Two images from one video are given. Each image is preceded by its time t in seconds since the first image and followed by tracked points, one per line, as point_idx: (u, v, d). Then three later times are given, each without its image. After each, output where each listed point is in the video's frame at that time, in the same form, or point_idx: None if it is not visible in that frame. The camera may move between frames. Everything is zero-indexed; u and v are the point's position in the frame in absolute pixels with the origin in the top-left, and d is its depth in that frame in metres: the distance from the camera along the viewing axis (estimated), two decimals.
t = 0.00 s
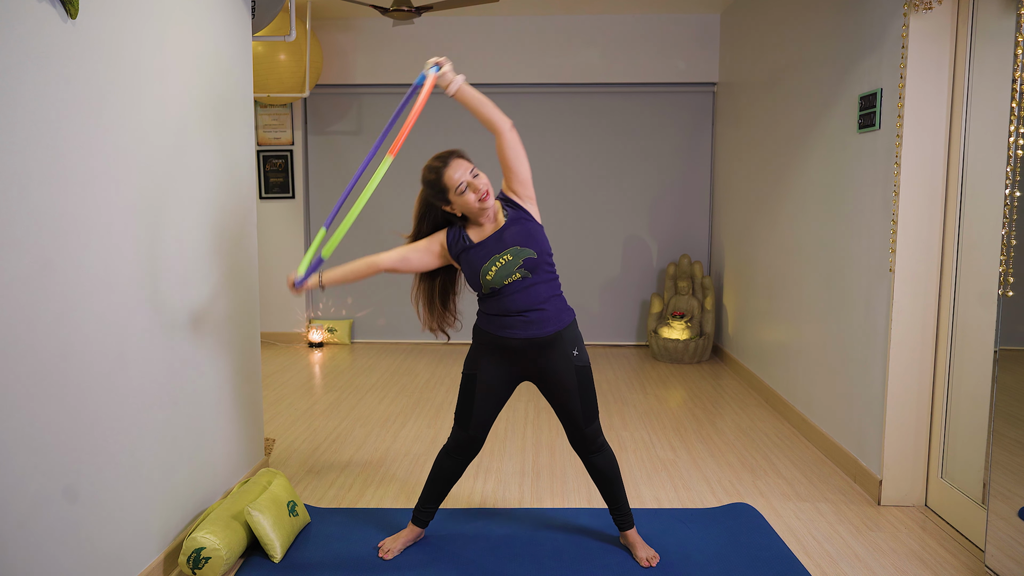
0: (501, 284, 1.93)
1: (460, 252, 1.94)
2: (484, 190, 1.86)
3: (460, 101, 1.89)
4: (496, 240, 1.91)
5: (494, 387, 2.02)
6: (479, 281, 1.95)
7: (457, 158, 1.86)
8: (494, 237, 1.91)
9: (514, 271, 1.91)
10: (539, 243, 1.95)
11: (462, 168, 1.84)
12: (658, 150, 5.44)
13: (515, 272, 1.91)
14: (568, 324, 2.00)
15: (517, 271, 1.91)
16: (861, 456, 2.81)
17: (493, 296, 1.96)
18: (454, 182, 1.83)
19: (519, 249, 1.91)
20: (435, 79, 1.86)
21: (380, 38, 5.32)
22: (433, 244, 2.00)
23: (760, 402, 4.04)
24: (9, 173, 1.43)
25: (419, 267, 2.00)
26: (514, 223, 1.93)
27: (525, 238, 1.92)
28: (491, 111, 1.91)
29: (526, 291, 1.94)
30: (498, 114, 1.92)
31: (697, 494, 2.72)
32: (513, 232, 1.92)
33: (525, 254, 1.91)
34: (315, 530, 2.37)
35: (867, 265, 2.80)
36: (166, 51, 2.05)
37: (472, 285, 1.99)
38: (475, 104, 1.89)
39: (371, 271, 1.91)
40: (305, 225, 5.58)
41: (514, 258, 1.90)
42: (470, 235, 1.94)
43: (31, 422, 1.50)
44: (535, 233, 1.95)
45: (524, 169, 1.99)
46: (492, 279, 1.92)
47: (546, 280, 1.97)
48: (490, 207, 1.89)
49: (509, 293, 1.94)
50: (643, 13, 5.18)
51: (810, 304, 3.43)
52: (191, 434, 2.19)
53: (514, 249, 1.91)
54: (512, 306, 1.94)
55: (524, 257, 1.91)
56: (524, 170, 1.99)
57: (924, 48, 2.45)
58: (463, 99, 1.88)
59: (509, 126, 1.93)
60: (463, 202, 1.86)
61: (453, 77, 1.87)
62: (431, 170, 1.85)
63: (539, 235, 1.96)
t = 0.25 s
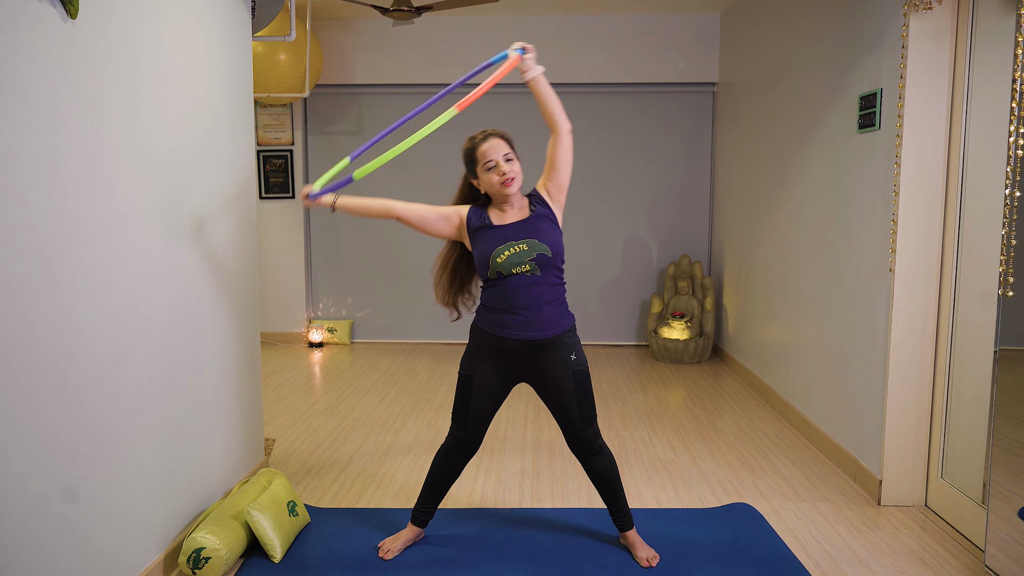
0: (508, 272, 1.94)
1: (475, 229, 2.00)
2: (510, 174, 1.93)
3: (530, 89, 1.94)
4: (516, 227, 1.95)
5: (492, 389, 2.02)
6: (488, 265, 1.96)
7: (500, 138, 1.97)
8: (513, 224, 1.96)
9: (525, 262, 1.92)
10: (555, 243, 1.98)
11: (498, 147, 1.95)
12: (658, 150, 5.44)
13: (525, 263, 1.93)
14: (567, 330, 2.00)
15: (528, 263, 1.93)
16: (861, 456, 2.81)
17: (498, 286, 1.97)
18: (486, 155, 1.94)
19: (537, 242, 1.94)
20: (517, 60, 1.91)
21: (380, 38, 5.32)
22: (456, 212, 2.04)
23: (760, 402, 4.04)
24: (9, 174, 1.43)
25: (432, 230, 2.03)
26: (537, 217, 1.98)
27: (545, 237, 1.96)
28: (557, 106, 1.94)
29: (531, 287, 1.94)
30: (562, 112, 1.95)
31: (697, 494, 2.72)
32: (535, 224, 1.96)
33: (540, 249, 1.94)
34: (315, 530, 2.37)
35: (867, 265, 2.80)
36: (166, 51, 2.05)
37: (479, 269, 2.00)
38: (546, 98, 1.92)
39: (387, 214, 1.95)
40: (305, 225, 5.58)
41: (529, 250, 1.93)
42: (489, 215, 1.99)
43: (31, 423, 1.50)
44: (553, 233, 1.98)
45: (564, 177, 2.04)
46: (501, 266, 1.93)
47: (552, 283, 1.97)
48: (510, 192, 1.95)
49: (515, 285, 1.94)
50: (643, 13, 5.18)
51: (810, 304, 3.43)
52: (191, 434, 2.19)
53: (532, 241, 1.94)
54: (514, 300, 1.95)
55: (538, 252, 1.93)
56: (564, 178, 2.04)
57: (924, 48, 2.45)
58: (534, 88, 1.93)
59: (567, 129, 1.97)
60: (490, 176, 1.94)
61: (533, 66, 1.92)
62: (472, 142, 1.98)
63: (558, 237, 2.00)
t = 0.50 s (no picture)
0: (516, 265, 1.92)
1: (491, 215, 2.00)
2: (536, 170, 1.95)
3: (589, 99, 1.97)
4: (534, 223, 1.95)
5: (492, 389, 2.02)
6: (497, 254, 1.95)
7: (544, 134, 1.99)
8: (532, 219, 1.96)
9: (535, 259, 1.92)
10: (568, 249, 1.99)
11: (537, 142, 1.97)
12: (658, 149, 5.44)
13: (535, 260, 1.92)
14: (569, 334, 2.01)
15: (537, 260, 1.92)
16: (861, 456, 2.81)
17: (504, 279, 1.95)
18: (522, 145, 1.97)
19: (551, 243, 1.94)
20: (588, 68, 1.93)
21: (380, 38, 5.32)
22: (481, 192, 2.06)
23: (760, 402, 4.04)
24: (9, 174, 1.43)
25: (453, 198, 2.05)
26: (556, 219, 2.00)
27: (560, 242, 1.97)
28: (609, 123, 1.98)
29: (537, 287, 1.94)
30: (612, 130, 1.99)
31: (697, 494, 2.72)
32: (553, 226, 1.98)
33: (554, 251, 1.94)
34: (315, 530, 2.37)
35: (867, 265, 2.80)
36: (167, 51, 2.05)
37: (487, 257, 1.98)
38: (601, 110, 1.96)
39: (417, 168, 1.96)
40: (305, 225, 5.58)
41: (542, 248, 1.93)
42: (509, 205, 2.00)
43: (31, 423, 1.50)
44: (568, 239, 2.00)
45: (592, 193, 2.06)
46: (512, 258, 1.92)
47: (557, 285, 1.98)
48: (532, 188, 1.97)
49: (521, 280, 1.93)
50: (643, 13, 5.18)
51: (810, 303, 3.43)
52: (191, 434, 2.19)
53: (547, 240, 1.94)
54: (519, 297, 1.95)
55: (551, 253, 1.94)
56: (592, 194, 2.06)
57: (924, 48, 2.45)
58: (592, 98, 1.96)
59: (611, 148, 2.01)
60: (520, 166, 1.96)
61: (599, 79, 1.94)
62: (516, 130, 2.01)
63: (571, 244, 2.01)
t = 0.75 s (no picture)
0: (519, 265, 1.92)
1: (500, 211, 2.01)
2: (549, 173, 1.95)
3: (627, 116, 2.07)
4: (541, 224, 1.95)
5: (492, 388, 2.02)
6: (501, 252, 1.94)
7: (565, 138, 2.00)
8: (540, 220, 1.97)
9: (538, 260, 1.92)
10: (572, 252, 1.99)
11: (555, 145, 1.97)
12: (658, 149, 5.44)
13: (538, 260, 1.92)
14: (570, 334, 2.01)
15: (540, 261, 1.92)
16: (861, 456, 2.81)
17: (506, 277, 1.95)
18: (541, 146, 1.97)
19: (556, 245, 1.94)
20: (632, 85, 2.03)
21: (380, 38, 5.33)
22: (498, 186, 2.07)
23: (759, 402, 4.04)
24: (9, 174, 1.43)
25: (468, 182, 2.03)
26: (564, 223, 2.00)
27: (565, 246, 1.97)
28: (638, 142, 2.06)
29: (538, 287, 1.94)
30: (638, 151, 2.07)
31: (697, 494, 2.72)
32: (561, 229, 1.98)
33: (558, 253, 1.94)
34: (316, 530, 2.37)
35: (867, 265, 2.80)
36: (166, 51, 2.05)
37: (491, 254, 1.98)
38: (635, 128, 2.04)
39: (440, 139, 1.98)
40: (305, 225, 5.58)
41: (546, 249, 1.92)
42: (518, 204, 2.00)
43: (30, 424, 1.50)
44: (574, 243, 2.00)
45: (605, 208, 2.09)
46: (515, 257, 1.92)
47: (558, 287, 1.98)
48: (542, 190, 1.97)
49: (523, 279, 1.93)
50: (643, 14, 5.18)
51: (810, 303, 3.43)
52: (191, 434, 2.19)
53: (552, 243, 1.94)
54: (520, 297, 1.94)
55: (554, 255, 1.93)
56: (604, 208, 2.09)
57: (923, 48, 2.45)
58: (630, 116, 2.05)
59: (633, 167, 2.08)
60: (535, 166, 1.97)
61: (642, 100, 2.05)
62: (539, 131, 2.02)
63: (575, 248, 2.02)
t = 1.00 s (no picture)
0: (520, 266, 1.92)
1: (502, 211, 2.01)
2: (552, 175, 1.95)
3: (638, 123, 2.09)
4: (543, 226, 1.96)
5: (491, 388, 2.02)
6: (502, 252, 1.94)
7: (570, 140, 2.00)
8: (543, 222, 1.97)
9: (539, 261, 1.92)
10: (572, 255, 1.99)
11: (559, 146, 1.97)
12: (658, 149, 5.44)
13: (539, 262, 1.92)
14: (569, 334, 2.01)
15: (541, 263, 1.92)
16: (861, 456, 2.82)
17: (507, 278, 1.95)
18: (545, 148, 1.97)
19: (557, 247, 1.94)
20: (645, 92, 2.06)
21: (381, 38, 5.33)
22: (503, 185, 2.07)
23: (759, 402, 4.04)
24: (9, 174, 1.43)
25: (473, 180, 2.03)
26: (566, 226, 2.01)
27: (566, 248, 1.97)
28: (647, 147, 2.07)
29: (539, 288, 1.94)
30: (646, 158, 2.08)
31: (697, 494, 2.72)
32: (563, 232, 1.99)
33: (559, 256, 1.94)
34: (316, 530, 2.37)
35: (867, 265, 2.80)
36: (166, 51, 2.05)
37: (491, 254, 1.98)
38: (645, 134, 2.07)
39: (448, 135, 1.98)
40: (305, 225, 5.58)
41: (547, 251, 1.92)
42: (521, 205, 2.00)
43: (30, 424, 1.50)
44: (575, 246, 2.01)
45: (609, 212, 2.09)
46: (516, 258, 1.92)
47: (558, 288, 1.98)
48: (545, 192, 1.97)
49: (524, 280, 1.93)
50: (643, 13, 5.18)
51: (810, 303, 3.43)
52: (191, 434, 2.19)
53: (554, 245, 1.94)
54: (520, 298, 1.95)
55: (555, 258, 1.93)
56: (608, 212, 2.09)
57: (924, 48, 2.45)
58: (641, 122, 2.07)
59: (640, 174, 2.09)
60: (538, 168, 1.97)
61: (654, 106, 2.07)
62: (543, 131, 2.02)
63: (576, 251, 2.02)
